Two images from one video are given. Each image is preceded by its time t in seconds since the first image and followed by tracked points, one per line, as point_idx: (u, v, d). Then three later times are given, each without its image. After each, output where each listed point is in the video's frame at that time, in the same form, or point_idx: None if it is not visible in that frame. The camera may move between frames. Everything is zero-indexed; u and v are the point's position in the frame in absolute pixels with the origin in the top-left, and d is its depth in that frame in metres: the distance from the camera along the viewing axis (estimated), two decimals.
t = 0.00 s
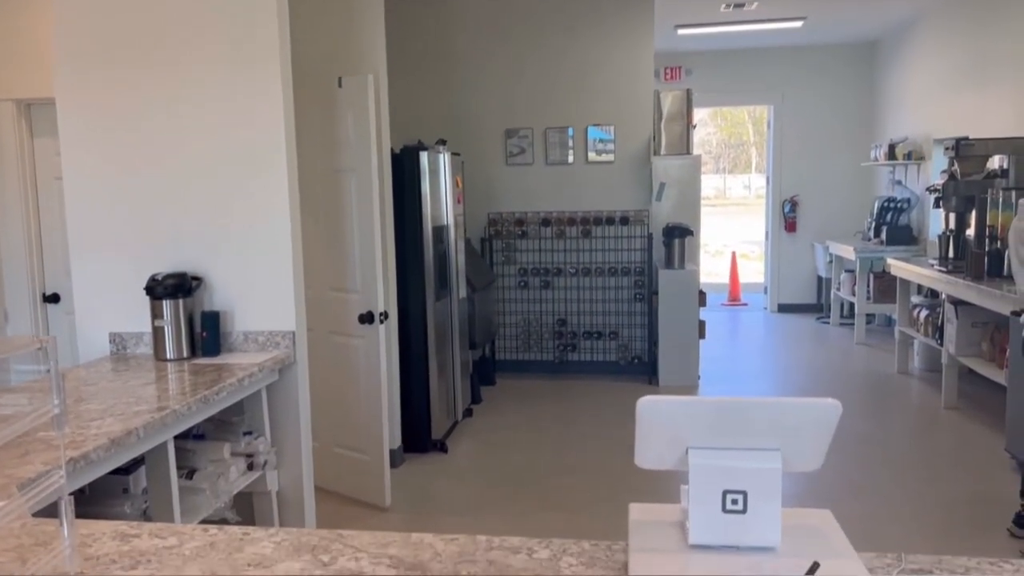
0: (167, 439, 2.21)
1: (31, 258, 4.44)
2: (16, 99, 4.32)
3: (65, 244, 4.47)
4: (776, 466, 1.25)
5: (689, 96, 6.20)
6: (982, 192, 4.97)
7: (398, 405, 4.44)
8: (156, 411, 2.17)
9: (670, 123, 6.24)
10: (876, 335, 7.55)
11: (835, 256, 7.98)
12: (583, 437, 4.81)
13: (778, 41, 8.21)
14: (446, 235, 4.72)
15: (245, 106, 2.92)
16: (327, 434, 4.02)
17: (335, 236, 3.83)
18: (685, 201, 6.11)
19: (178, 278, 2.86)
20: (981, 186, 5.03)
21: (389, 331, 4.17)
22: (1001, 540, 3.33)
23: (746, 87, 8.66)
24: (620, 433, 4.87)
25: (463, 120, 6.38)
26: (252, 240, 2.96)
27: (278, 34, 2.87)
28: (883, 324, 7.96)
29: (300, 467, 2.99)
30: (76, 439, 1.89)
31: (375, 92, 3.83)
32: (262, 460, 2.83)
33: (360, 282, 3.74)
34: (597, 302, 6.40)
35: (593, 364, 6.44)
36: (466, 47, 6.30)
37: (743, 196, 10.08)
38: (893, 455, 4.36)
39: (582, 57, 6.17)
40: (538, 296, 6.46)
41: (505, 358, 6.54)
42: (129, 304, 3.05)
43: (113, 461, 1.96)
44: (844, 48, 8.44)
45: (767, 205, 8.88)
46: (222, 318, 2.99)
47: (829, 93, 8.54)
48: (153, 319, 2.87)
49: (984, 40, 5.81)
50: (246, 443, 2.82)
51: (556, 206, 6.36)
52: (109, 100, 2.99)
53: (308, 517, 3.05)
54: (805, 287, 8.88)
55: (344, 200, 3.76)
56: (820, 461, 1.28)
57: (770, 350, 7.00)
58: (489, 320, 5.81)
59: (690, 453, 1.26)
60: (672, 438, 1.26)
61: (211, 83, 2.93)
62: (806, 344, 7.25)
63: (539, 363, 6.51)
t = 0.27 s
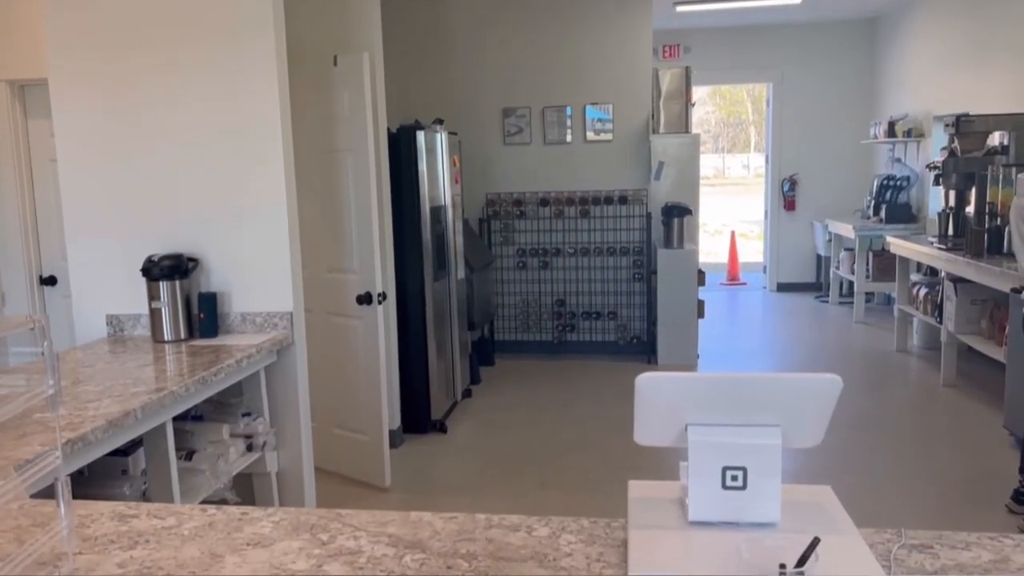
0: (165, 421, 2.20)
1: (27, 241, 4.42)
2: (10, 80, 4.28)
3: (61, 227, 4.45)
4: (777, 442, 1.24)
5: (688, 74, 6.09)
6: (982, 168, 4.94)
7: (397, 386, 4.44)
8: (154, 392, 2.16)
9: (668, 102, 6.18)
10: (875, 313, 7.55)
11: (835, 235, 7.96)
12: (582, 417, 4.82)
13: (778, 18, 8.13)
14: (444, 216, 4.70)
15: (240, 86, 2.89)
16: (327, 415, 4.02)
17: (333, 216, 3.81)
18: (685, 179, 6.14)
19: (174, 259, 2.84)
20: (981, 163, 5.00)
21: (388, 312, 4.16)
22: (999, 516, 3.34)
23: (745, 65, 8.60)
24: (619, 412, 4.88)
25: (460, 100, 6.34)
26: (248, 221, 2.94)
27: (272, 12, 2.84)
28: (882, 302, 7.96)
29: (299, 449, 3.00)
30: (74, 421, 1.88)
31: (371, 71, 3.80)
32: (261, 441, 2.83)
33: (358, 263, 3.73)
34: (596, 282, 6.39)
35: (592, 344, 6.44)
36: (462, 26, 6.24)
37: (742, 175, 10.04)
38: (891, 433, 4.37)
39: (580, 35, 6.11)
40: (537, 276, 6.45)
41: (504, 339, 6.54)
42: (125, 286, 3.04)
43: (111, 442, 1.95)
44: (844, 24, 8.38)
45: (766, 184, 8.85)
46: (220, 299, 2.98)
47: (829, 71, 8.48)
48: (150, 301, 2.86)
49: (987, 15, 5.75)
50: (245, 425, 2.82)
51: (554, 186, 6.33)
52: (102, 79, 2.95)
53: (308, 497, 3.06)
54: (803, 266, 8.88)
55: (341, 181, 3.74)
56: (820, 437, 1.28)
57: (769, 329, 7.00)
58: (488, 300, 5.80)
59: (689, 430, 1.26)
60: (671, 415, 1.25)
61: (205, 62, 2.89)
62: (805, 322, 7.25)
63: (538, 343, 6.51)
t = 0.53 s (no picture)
0: (168, 413, 2.20)
1: (28, 232, 4.42)
2: (8, 71, 4.26)
3: (61, 218, 4.44)
4: (780, 432, 1.24)
5: (689, 63, 6.08)
6: (984, 157, 4.94)
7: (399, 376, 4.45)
8: (157, 384, 2.17)
9: (669, 91, 6.14)
10: (876, 302, 7.55)
11: (836, 223, 7.95)
12: (584, 407, 4.83)
13: (780, 6, 8.09)
14: (445, 206, 4.69)
15: (241, 78, 2.88)
16: (328, 405, 4.03)
17: (333, 207, 3.81)
18: (685, 168, 6.07)
19: (176, 251, 2.84)
20: (983, 152, 4.97)
21: (389, 302, 4.17)
22: (1000, 504, 3.35)
23: (746, 53, 8.56)
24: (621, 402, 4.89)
25: (460, 89, 6.32)
26: (249, 213, 2.94)
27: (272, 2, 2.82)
28: (883, 291, 7.96)
29: (302, 440, 3.00)
30: (77, 413, 1.89)
31: (371, 61, 3.78)
32: (263, 432, 2.84)
33: (359, 254, 3.72)
34: (597, 272, 6.39)
35: (593, 334, 6.44)
36: (462, 16, 6.21)
37: (743, 164, 10.02)
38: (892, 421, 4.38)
39: (580, 24, 6.09)
40: (537, 267, 6.45)
41: (505, 330, 6.55)
42: (127, 278, 3.04)
43: (114, 434, 1.95)
44: (845, 12, 8.34)
45: (767, 173, 8.83)
46: (221, 291, 2.98)
47: (830, 59, 8.44)
48: (152, 293, 2.85)
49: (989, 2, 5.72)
50: (247, 415, 2.82)
51: (555, 176, 6.32)
52: (102, 70, 2.94)
53: (310, 487, 3.06)
54: (804, 255, 8.87)
55: (341, 171, 3.73)
56: (824, 427, 1.28)
57: (769, 318, 7.00)
58: (489, 290, 5.80)
59: (692, 419, 1.26)
60: (675, 405, 1.26)
61: (205, 52, 2.88)
62: (806, 311, 7.25)
63: (539, 333, 6.52)
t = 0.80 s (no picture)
0: (172, 425, 2.22)
1: (33, 245, 4.45)
2: (16, 86, 4.31)
3: (67, 231, 4.48)
4: (777, 448, 1.25)
5: (690, 77, 6.03)
6: (983, 170, 4.94)
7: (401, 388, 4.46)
8: (160, 398, 2.18)
9: (670, 105, 6.10)
10: (878, 314, 7.56)
11: (838, 236, 7.97)
12: (585, 418, 4.84)
13: (781, 20, 8.14)
14: (447, 219, 4.72)
15: (246, 93, 2.91)
16: (331, 417, 4.05)
17: (336, 220, 3.83)
18: (687, 180, 6.05)
19: (180, 264, 2.87)
20: (983, 165, 4.96)
21: (391, 315, 4.18)
22: (1002, 518, 3.34)
23: (747, 66, 8.61)
24: (622, 414, 4.90)
25: (463, 103, 6.36)
26: (253, 227, 2.96)
27: (275, 17, 2.85)
28: (885, 303, 7.97)
29: (304, 453, 3.02)
30: (82, 426, 1.91)
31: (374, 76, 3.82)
32: (266, 444, 2.85)
33: (362, 267, 3.74)
34: (599, 284, 6.41)
35: (595, 346, 6.46)
36: (465, 30, 6.26)
37: (745, 176, 10.05)
38: (894, 434, 4.38)
39: (582, 38, 6.13)
40: (540, 279, 6.47)
41: (508, 341, 6.56)
42: (131, 291, 3.06)
43: (119, 447, 1.97)
44: (846, 25, 8.39)
45: (769, 185, 8.86)
46: (225, 304, 3.00)
47: (832, 72, 8.48)
48: (156, 305, 2.88)
49: (988, 16, 5.76)
50: (250, 428, 2.83)
51: (557, 189, 6.34)
52: (109, 85, 2.98)
53: (312, 499, 3.07)
54: (806, 267, 8.89)
55: (344, 184, 3.76)
56: (820, 443, 1.29)
57: (771, 331, 7.01)
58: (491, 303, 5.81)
59: (689, 435, 1.27)
60: (672, 420, 1.27)
61: (210, 67, 2.92)
62: (808, 324, 7.25)
63: (541, 345, 6.53)
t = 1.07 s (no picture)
0: (170, 453, 2.22)
1: (35, 271, 4.47)
2: (21, 114, 4.35)
3: (69, 257, 4.50)
4: (774, 480, 1.25)
5: (691, 108, 6.11)
6: (982, 203, 4.99)
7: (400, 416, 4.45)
8: (160, 425, 2.19)
9: (670, 135, 6.16)
10: (879, 345, 7.56)
11: (837, 266, 7.99)
12: (585, 447, 4.82)
13: (780, 52, 8.24)
14: (448, 247, 4.74)
15: (249, 123, 2.94)
16: (330, 445, 4.03)
17: (338, 247, 3.86)
18: (686, 209, 6.07)
19: (182, 291, 2.88)
20: (982, 198, 5.02)
21: (391, 343, 4.19)
22: (1004, 551, 3.32)
23: (747, 97, 8.69)
24: (622, 443, 4.88)
25: (465, 132, 6.42)
26: (255, 254, 2.98)
27: (280, 48, 2.90)
28: (885, 333, 7.97)
29: (302, 481, 3.01)
30: (81, 453, 1.91)
31: (376, 106, 3.86)
32: (264, 472, 2.84)
33: (363, 294, 3.76)
34: (599, 312, 6.42)
35: (595, 375, 6.45)
36: (467, 61, 6.34)
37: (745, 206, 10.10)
38: (895, 465, 4.36)
39: (583, 69, 6.20)
40: (540, 307, 6.48)
41: (508, 369, 6.56)
42: (132, 317, 3.07)
43: (117, 475, 1.97)
44: (844, 58, 8.48)
45: (769, 215, 8.90)
46: (225, 331, 3.01)
47: (831, 103, 8.56)
48: (157, 332, 2.88)
49: (984, 51, 5.83)
50: (248, 456, 2.83)
51: (558, 218, 6.38)
52: (115, 113, 3.02)
53: (310, 529, 3.05)
54: (806, 297, 8.90)
55: (346, 212, 3.79)
56: (818, 475, 1.29)
57: (771, 360, 7.00)
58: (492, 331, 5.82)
59: (687, 467, 1.27)
60: (670, 452, 1.27)
61: (215, 96, 2.95)
62: (808, 354, 7.25)
63: (541, 374, 6.52)
